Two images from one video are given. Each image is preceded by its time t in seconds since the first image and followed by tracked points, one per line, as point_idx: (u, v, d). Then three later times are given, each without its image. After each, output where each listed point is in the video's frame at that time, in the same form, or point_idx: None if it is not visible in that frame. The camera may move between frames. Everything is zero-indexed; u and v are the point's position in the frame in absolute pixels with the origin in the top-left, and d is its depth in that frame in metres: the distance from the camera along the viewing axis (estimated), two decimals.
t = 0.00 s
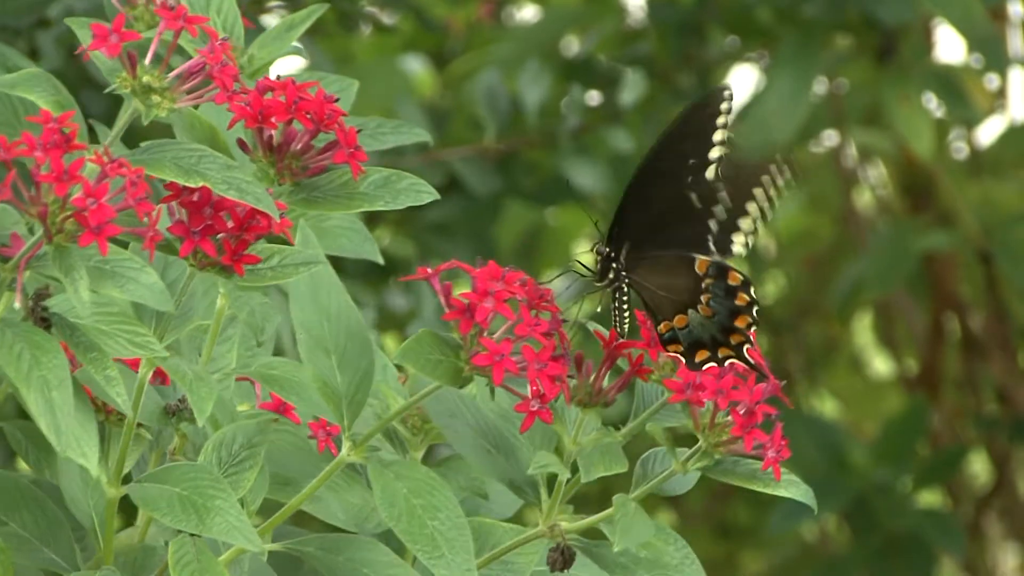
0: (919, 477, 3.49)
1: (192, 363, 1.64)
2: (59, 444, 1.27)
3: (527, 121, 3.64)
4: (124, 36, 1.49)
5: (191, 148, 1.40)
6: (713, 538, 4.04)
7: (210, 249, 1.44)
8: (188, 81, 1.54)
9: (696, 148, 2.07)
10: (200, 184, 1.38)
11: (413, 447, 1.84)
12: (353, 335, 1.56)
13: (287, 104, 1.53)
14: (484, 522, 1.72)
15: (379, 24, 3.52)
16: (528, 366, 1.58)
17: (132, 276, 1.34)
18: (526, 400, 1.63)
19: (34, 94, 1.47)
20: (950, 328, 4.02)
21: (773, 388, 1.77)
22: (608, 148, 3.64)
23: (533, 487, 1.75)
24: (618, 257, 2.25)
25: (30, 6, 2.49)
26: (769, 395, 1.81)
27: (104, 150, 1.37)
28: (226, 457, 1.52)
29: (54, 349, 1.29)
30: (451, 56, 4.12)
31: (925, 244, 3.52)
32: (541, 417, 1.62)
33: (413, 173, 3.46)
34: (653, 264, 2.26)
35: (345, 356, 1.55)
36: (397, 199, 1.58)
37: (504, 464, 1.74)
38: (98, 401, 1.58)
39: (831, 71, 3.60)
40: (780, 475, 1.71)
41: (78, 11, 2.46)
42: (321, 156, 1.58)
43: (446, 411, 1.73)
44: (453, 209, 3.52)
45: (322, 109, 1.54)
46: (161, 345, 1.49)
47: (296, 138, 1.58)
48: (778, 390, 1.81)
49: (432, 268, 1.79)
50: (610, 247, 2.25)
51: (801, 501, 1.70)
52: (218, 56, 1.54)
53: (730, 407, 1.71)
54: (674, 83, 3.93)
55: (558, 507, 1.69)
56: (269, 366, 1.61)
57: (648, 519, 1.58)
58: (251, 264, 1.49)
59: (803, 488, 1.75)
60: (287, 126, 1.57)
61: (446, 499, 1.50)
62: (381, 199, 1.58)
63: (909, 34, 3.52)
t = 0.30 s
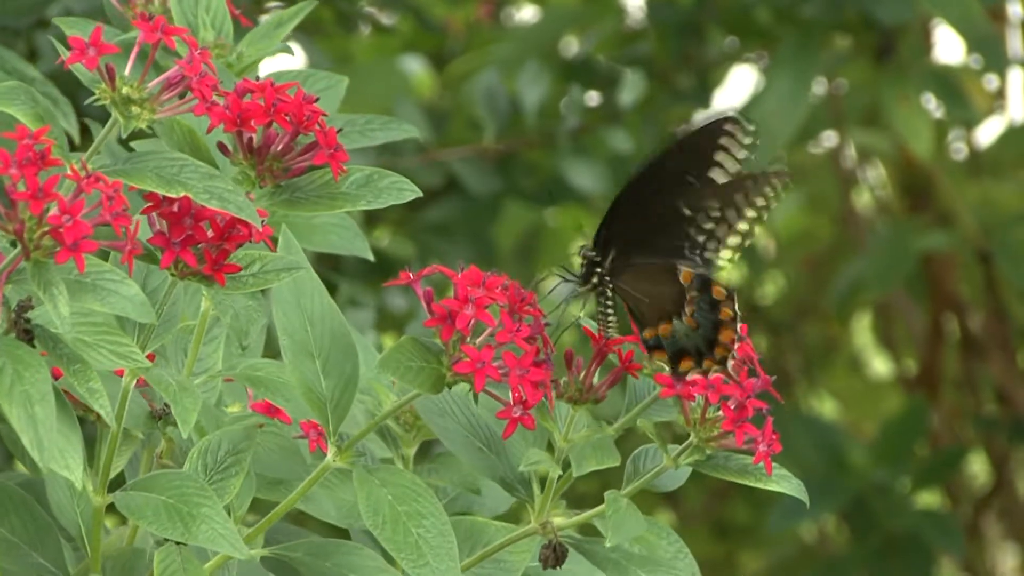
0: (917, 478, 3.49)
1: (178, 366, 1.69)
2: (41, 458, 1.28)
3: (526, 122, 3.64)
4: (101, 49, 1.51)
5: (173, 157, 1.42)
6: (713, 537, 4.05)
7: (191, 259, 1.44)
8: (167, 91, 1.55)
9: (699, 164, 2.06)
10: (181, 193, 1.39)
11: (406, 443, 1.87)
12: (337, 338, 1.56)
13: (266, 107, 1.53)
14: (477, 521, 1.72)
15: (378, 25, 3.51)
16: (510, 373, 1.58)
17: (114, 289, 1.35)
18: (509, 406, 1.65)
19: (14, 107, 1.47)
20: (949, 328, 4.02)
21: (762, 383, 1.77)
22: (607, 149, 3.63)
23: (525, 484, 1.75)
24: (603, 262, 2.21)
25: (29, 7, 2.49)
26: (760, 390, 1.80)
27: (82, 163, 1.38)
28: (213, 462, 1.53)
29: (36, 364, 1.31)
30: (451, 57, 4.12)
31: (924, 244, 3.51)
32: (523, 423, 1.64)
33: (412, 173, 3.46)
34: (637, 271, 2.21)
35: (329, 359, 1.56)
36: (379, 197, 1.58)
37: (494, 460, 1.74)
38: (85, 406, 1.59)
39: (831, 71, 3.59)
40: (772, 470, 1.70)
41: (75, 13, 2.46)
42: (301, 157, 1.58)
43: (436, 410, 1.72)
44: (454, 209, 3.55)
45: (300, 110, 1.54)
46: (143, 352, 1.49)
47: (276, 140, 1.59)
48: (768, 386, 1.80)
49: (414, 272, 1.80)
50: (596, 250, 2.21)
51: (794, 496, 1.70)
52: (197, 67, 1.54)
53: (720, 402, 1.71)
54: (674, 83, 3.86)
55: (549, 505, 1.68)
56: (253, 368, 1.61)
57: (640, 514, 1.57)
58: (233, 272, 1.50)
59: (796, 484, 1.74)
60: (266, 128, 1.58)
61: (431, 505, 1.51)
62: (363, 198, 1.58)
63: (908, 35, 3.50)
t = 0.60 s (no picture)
0: (917, 478, 3.48)
1: (181, 365, 1.69)
2: (45, 451, 1.28)
3: (525, 122, 3.64)
4: (103, 41, 1.51)
5: (174, 151, 1.42)
6: (712, 538, 4.04)
7: (193, 255, 1.45)
8: (170, 85, 1.55)
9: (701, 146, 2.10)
10: (183, 186, 1.38)
11: (405, 445, 1.87)
12: (339, 337, 1.56)
13: (271, 108, 1.53)
14: (477, 517, 1.72)
15: (378, 25, 3.51)
16: (515, 370, 1.58)
17: (116, 281, 1.35)
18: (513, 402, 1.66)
19: (15, 99, 1.47)
20: (948, 327, 4.02)
21: (762, 377, 1.79)
22: (607, 149, 3.63)
23: (525, 478, 1.73)
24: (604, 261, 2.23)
25: (30, 6, 2.49)
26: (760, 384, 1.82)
27: (85, 155, 1.38)
28: (214, 460, 1.53)
29: (39, 356, 1.31)
30: (450, 57, 4.12)
31: (924, 244, 3.51)
32: (527, 419, 1.66)
33: (412, 173, 3.46)
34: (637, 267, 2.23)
35: (331, 358, 1.55)
36: (384, 199, 1.58)
37: (494, 454, 1.73)
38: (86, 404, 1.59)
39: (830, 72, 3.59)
40: (771, 463, 1.70)
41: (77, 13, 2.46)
42: (305, 158, 1.59)
43: (437, 404, 1.71)
44: (454, 209, 3.54)
45: (305, 111, 1.55)
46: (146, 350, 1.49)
47: (281, 140, 1.59)
48: (767, 378, 1.81)
49: (414, 272, 1.80)
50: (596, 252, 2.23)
51: (795, 489, 1.68)
52: (198, 60, 1.54)
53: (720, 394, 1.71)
54: (673, 83, 3.88)
55: (549, 501, 1.68)
56: (258, 368, 1.62)
57: (639, 506, 1.57)
58: (235, 269, 1.49)
59: (796, 476, 1.73)
60: (271, 129, 1.58)
61: (433, 503, 1.50)
62: (366, 200, 1.58)
63: (908, 35, 3.50)
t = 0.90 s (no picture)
0: (916, 478, 3.48)
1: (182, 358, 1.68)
2: (49, 442, 1.27)
3: (524, 122, 3.63)
4: (105, 33, 1.50)
5: (175, 144, 1.41)
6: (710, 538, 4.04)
7: (195, 245, 1.44)
8: (171, 76, 1.55)
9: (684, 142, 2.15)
10: (186, 179, 1.38)
11: (408, 442, 1.86)
12: (338, 325, 1.56)
13: (270, 99, 1.53)
14: (479, 520, 1.71)
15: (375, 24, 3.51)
16: (515, 356, 1.58)
17: (119, 272, 1.35)
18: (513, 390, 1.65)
19: (18, 92, 1.47)
20: (946, 328, 4.02)
21: (767, 381, 1.77)
22: (604, 149, 3.63)
23: (528, 482, 1.74)
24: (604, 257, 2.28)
25: (30, 4, 2.48)
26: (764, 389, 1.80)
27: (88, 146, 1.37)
28: (216, 451, 1.52)
29: (42, 348, 1.30)
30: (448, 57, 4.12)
31: (922, 244, 3.51)
32: (528, 407, 1.64)
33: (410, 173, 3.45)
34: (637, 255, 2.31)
35: (330, 347, 1.55)
36: (382, 191, 1.58)
37: (499, 458, 1.73)
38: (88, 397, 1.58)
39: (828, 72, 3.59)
40: (775, 469, 1.69)
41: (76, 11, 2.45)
42: (303, 150, 1.59)
43: (439, 406, 1.70)
44: (452, 208, 3.53)
45: (304, 102, 1.54)
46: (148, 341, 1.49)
47: (279, 132, 1.59)
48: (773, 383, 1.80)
49: (413, 260, 1.78)
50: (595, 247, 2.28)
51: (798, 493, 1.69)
52: (200, 52, 1.55)
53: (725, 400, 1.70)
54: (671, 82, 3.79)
55: (552, 503, 1.68)
56: (257, 362, 1.61)
57: (643, 513, 1.57)
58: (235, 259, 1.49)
59: (800, 482, 1.74)
60: (270, 120, 1.57)
61: (436, 490, 1.50)
62: (364, 192, 1.57)
63: (906, 34, 3.49)
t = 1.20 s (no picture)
0: (915, 478, 3.47)
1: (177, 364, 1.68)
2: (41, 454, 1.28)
3: (524, 122, 3.62)
4: (100, 42, 1.51)
5: (172, 152, 1.42)
6: (710, 537, 4.04)
7: (190, 256, 1.44)
8: (166, 85, 1.56)
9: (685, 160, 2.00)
10: (180, 187, 1.39)
11: (402, 442, 1.88)
12: (335, 336, 1.56)
13: (266, 105, 1.53)
14: (475, 517, 1.72)
15: (375, 24, 3.50)
16: (509, 373, 1.59)
17: (112, 283, 1.36)
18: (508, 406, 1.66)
19: (13, 101, 1.47)
20: (946, 327, 4.01)
21: (762, 373, 1.76)
22: (604, 148, 3.62)
23: (524, 476, 1.72)
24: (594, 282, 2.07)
25: (30, 5, 2.47)
26: (760, 381, 1.78)
27: (81, 159, 1.39)
28: (210, 460, 1.53)
29: (35, 357, 1.31)
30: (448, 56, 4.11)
31: (922, 244, 3.50)
32: (522, 422, 1.65)
33: (409, 173, 3.44)
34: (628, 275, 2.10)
35: (326, 357, 1.56)
36: (379, 196, 1.58)
37: (494, 453, 1.73)
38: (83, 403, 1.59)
39: (828, 72, 3.59)
40: (771, 460, 1.69)
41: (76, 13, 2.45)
42: (301, 157, 1.58)
43: (435, 402, 1.72)
44: (452, 207, 3.52)
45: (300, 109, 1.54)
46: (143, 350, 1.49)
47: (276, 139, 1.59)
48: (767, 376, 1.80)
49: (408, 273, 1.79)
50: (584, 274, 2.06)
51: (793, 486, 1.68)
52: (195, 60, 1.54)
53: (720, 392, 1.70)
54: (672, 82, 3.79)
55: (548, 499, 1.66)
56: (253, 367, 1.61)
57: (639, 505, 1.57)
58: (231, 270, 1.50)
59: (796, 475, 1.73)
60: (266, 126, 1.57)
61: (428, 504, 1.51)
62: (361, 198, 1.58)
63: (907, 34, 3.48)
